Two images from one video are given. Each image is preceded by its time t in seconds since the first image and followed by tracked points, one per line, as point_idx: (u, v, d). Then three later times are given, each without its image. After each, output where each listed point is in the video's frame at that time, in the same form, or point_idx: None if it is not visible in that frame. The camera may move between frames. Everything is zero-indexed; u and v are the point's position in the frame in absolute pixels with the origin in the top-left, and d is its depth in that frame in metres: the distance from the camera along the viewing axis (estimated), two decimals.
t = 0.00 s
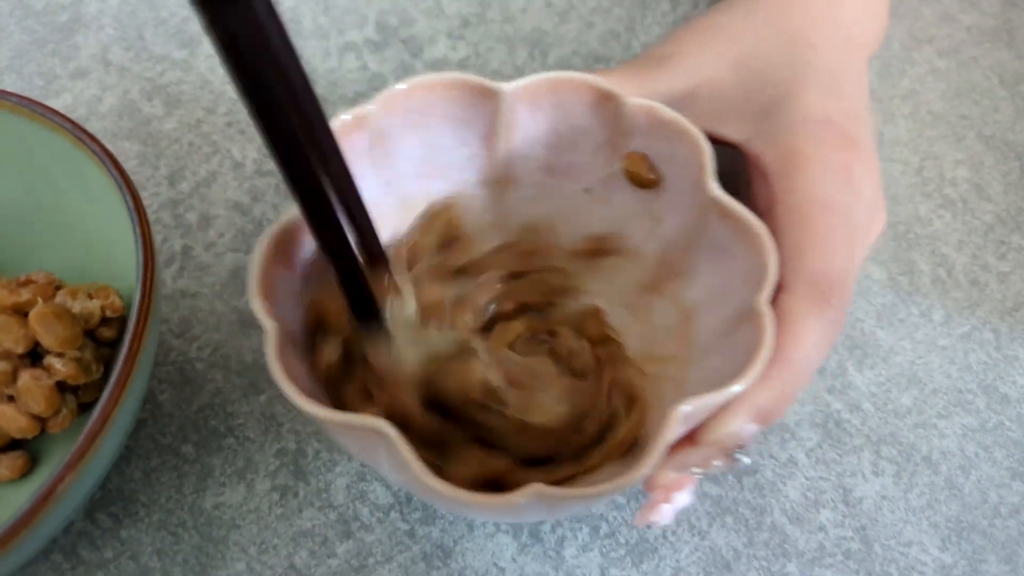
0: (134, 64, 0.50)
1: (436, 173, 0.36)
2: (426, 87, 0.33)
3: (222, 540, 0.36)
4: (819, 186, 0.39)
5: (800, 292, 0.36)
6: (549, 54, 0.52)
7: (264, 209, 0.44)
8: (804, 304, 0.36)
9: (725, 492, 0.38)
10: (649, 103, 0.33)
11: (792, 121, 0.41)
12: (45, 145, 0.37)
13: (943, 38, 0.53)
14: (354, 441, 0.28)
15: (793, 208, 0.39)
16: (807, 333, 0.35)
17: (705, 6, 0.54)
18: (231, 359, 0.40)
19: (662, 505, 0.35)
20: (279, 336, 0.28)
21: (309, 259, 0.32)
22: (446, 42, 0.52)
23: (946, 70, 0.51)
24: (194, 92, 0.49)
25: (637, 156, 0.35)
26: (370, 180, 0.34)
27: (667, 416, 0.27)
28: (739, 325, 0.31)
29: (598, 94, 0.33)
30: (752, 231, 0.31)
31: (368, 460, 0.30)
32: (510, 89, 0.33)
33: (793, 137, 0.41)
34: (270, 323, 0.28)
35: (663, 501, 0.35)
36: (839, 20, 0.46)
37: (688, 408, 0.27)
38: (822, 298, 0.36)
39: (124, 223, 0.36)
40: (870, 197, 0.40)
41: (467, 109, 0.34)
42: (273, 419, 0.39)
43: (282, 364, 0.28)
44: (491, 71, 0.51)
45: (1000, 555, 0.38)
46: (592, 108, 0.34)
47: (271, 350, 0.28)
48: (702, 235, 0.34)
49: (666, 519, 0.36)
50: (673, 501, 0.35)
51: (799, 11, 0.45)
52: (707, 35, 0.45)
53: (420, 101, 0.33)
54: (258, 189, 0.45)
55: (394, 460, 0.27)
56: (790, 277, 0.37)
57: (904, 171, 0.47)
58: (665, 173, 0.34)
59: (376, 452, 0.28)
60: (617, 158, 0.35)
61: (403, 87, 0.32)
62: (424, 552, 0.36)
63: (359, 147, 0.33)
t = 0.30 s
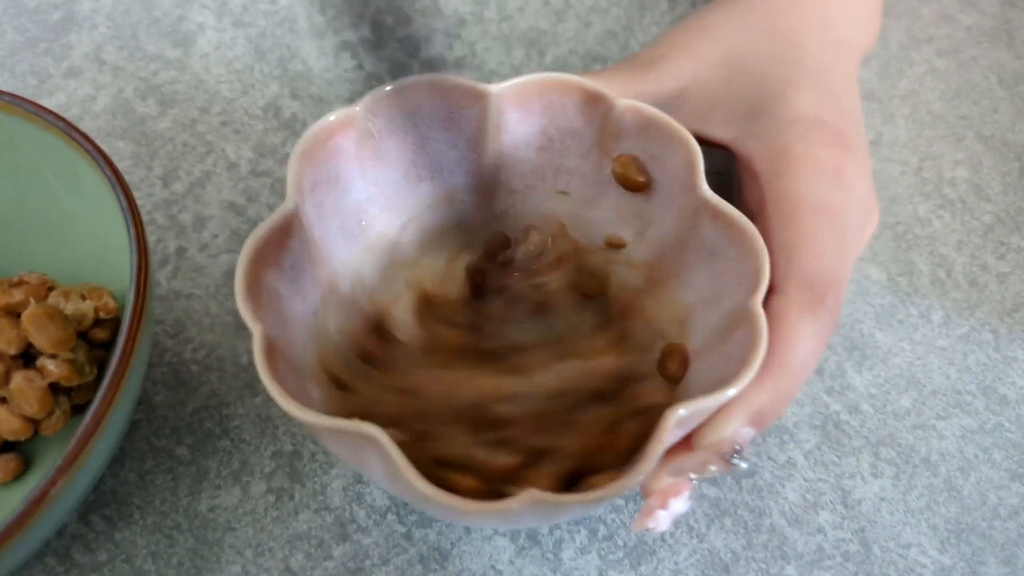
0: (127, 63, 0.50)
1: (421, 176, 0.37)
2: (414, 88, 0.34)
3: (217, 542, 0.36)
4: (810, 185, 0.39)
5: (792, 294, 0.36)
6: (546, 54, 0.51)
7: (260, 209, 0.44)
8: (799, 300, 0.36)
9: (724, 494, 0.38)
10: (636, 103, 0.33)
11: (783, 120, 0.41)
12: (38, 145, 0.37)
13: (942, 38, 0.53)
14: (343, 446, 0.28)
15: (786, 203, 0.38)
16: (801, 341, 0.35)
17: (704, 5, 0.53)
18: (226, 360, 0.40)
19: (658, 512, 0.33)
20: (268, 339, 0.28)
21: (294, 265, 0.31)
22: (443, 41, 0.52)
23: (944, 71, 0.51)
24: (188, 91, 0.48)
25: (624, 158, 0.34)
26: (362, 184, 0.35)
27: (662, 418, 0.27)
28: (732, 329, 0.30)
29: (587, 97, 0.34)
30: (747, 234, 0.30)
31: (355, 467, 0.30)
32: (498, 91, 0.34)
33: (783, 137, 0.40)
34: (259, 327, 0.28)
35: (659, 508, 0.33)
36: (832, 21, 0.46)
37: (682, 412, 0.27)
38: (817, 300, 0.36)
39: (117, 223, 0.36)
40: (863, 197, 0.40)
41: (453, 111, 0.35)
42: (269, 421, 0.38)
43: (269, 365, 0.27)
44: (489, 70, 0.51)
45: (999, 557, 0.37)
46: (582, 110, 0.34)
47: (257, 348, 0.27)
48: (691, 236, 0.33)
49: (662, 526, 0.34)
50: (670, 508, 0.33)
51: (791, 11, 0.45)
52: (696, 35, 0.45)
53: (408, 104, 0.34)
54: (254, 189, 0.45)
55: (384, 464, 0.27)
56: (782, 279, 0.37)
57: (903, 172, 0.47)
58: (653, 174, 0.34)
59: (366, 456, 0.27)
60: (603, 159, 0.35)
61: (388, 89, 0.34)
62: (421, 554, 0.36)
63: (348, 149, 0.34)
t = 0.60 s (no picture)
0: (129, 62, 0.50)
1: (441, 180, 0.37)
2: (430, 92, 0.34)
3: (219, 540, 0.36)
4: (827, 181, 0.39)
5: (817, 287, 0.36)
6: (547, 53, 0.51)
7: (261, 208, 0.44)
8: (824, 299, 0.36)
9: (725, 492, 0.38)
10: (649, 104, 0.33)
11: (798, 119, 0.41)
12: (39, 143, 0.37)
13: (942, 37, 0.53)
14: (376, 452, 0.28)
15: (809, 199, 0.39)
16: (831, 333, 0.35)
17: (705, 5, 0.53)
18: (227, 358, 0.40)
19: (690, 509, 0.35)
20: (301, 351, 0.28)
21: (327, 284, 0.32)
22: (444, 40, 0.52)
23: (945, 70, 0.51)
24: (189, 90, 0.49)
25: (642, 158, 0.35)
26: (378, 189, 0.35)
27: (695, 418, 0.27)
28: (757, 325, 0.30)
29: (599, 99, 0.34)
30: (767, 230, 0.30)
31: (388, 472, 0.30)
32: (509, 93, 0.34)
33: (798, 135, 0.40)
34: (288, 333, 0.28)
35: (691, 505, 0.35)
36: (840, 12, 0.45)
37: (718, 408, 0.26)
38: (843, 294, 0.36)
39: (118, 221, 0.36)
40: (878, 192, 0.40)
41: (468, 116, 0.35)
42: (270, 419, 0.38)
43: (303, 372, 0.28)
44: (490, 69, 0.51)
45: (999, 556, 0.37)
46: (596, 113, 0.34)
47: (290, 358, 0.28)
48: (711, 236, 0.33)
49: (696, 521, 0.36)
50: (701, 503, 0.35)
51: (803, 5, 0.45)
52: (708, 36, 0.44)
53: (424, 108, 0.34)
54: (255, 187, 0.45)
55: (423, 469, 0.27)
56: (808, 273, 0.37)
57: (903, 171, 0.47)
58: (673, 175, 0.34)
59: (404, 464, 0.27)
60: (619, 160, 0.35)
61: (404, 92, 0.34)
62: (423, 552, 0.36)
63: (365, 154, 0.34)
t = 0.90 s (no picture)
0: (129, 61, 0.50)
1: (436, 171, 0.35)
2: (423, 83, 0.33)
3: (218, 539, 0.36)
4: (824, 174, 0.39)
5: (805, 277, 0.36)
6: (547, 51, 0.51)
7: (261, 207, 0.44)
8: (809, 286, 0.36)
9: (724, 491, 0.38)
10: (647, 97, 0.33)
11: (795, 113, 0.41)
12: (38, 142, 0.37)
13: (942, 35, 0.53)
14: (352, 428, 0.28)
15: (797, 190, 0.39)
16: (814, 322, 0.35)
17: (704, 3, 0.53)
18: (227, 357, 0.40)
19: (668, 498, 0.33)
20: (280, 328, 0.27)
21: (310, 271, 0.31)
22: (443, 38, 0.52)
23: (944, 68, 0.51)
24: (189, 89, 0.49)
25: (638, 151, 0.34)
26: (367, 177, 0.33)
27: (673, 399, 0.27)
28: (741, 313, 0.30)
29: (600, 90, 0.33)
30: (753, 217, 0.31)
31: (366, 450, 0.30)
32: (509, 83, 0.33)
33: (794, 128, 0.40)
34: (270, 310, 0.28)
35: (670, 494, 0.33)
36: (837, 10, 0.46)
37: (693, 390, 0.27)
38: (830, 286, 0.36)
39: (117, 221, 0.36)
40: (874, 184, 0.40)
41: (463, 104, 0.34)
42: (270, 418, 0.38)
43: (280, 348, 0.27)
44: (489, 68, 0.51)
45: (998, 554, 0.37)
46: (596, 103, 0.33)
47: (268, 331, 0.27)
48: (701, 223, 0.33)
49: (674, 513, 0.34)
50: (681, 494, 0.33)
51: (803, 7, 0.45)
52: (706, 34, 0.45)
53: (418, 100, 0.33)
54: (254, 186, 0.45)
55: (396, 443, 0.27)
56: (795, 264, 0.37)
57: (903, 169, 0.47)
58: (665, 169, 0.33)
59: (376, 437, 0.27)
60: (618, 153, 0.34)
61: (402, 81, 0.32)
62: (422, 551, 0.36)
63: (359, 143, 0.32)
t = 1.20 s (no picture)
0: (129, 58, 0.50)
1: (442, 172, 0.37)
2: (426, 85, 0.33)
3: (219, 537, 0.36)
4: (829, 181, 0.39)
5: (810, 287, 0.36)
6: (548, 49, 0.51)
7: (261, 204, 0.44)
8: (813, 296, 0.36)
9: (726, 488, 0.38)
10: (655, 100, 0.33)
11: (803, 118, 0.41)
12: (39, 140, 0.37)
13: (943, 33, 0.53)
14: (357, 439, 0.28)
15: (805, 198, 0.39)
16: (819, 334, 0.35)
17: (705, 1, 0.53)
18: (228, 355, 0.40)
19: (674, 506, 0.33)
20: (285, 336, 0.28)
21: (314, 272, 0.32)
22: (444, 36, 0.52)
23: (945, 65, 0.51)
24: (190, 86, 0.48)
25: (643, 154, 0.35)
26: (378, 177, 0.35)
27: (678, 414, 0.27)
28: (750, 321, 0.30)
29: (603, 93, 0.34)
30: (760, 225, 0.31)
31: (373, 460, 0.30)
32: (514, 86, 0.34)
33: (802, 135, 0.40)
34: (277, 321, 0.28)
35: (676, 502, 0.33)
36: (853, 23, 0.46)
37: (699, 406, 0.27)
38: (834, 295, 0.36)
39: (119, 219, 0.36)
40: (880, 195, 0.39)
41: (472, 107, 0.35)
42: (270, 416, 0.38)
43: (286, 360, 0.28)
44: (490, 65, 0.51)
45: (1000, 552, 0.37)
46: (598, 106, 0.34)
47: (275, 346, 0.28)
48: (710, 229, 0.34)
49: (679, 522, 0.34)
50: (686, 503, 0.33)
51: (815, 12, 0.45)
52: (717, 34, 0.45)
53: (424, 100, 0.34)
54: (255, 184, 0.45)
55: (402, 457, 0.27)
56: (800, 274, 0.37)
57: (904, 167, 0.47)
58: (672, 172, 0.35)
59: (382, 450, 0.28)
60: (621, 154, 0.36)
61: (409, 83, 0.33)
62: (423, 549, 0.36)
63: (365, 144, 0.33)
